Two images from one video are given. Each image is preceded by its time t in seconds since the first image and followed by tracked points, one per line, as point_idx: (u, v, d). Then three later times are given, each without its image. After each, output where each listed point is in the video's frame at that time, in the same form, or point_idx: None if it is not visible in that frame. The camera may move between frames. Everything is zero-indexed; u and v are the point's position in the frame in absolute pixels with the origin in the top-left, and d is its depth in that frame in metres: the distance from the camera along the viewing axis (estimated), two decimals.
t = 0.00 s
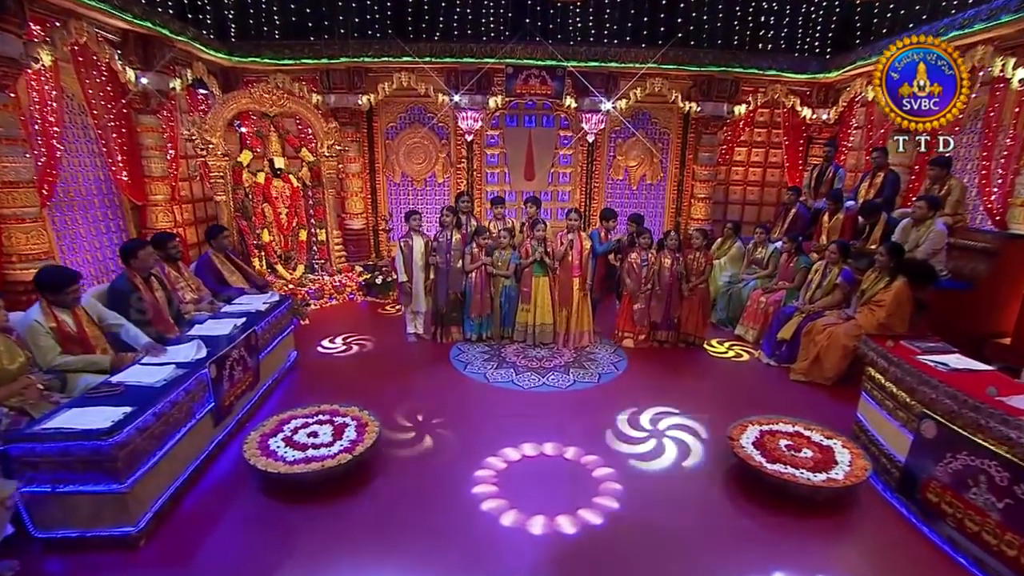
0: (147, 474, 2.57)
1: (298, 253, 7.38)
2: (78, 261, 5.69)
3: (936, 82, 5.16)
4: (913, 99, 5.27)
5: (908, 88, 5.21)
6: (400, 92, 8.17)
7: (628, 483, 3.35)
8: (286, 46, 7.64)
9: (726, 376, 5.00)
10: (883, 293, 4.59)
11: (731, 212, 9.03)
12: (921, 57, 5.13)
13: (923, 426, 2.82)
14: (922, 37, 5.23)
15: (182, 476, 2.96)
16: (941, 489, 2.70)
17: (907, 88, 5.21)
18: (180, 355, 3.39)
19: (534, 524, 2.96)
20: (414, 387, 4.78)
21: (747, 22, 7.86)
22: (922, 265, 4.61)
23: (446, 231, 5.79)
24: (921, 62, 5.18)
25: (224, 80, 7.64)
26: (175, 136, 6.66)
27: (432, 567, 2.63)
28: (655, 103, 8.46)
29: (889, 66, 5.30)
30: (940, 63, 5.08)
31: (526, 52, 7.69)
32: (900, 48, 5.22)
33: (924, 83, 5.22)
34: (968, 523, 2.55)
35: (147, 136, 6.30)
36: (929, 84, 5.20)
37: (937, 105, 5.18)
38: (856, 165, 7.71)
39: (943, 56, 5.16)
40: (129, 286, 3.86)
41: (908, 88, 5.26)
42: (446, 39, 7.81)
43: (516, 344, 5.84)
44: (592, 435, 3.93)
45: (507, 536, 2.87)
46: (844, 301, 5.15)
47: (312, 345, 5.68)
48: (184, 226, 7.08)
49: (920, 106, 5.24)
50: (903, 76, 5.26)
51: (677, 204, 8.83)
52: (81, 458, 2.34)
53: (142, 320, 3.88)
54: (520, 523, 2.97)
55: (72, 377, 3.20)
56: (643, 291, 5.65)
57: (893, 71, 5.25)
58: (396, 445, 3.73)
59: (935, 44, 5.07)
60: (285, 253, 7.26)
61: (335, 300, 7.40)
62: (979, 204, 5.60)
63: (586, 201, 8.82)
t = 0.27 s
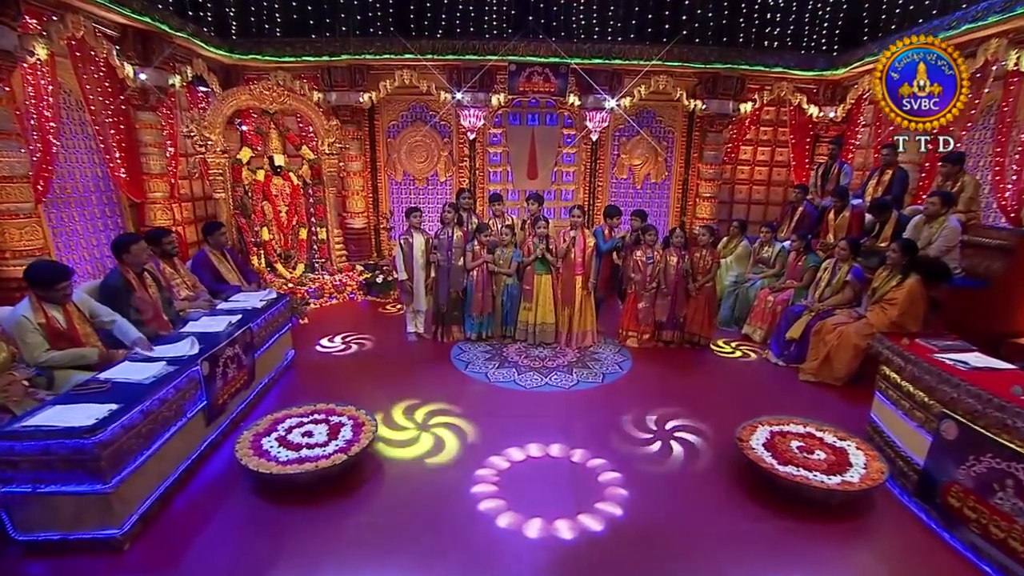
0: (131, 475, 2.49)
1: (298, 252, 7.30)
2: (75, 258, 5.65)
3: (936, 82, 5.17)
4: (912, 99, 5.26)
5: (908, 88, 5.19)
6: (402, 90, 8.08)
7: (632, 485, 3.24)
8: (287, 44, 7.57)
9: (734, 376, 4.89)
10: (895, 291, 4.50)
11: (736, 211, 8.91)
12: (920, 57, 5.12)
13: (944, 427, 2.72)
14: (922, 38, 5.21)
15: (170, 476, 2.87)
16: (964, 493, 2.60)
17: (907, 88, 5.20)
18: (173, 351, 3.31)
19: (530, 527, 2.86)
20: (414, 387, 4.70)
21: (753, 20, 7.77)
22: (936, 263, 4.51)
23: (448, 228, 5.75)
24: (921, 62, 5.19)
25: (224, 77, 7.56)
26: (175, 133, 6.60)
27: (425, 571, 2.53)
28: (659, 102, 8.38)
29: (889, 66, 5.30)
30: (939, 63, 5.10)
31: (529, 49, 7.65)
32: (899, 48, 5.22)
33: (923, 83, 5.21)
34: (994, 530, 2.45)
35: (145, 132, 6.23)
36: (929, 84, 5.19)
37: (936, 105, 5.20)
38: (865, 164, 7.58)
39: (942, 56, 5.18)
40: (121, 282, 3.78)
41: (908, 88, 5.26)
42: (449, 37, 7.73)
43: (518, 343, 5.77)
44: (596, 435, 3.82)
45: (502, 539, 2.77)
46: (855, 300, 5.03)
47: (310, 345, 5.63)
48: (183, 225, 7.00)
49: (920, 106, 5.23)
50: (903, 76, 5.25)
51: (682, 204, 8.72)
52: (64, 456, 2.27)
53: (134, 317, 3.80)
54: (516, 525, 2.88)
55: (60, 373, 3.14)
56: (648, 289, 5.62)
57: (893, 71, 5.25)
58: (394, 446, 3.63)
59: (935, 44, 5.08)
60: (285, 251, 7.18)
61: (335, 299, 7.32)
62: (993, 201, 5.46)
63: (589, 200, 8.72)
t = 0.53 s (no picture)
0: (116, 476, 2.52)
1: (298, 253, 7.23)
2: (73, 259, 5.61)
3: (936, 81, 5.13)
4: (913, 99, 5.22)
5: (908, 88, 5.16)
6: (404, 90, 7.98)
7: (637, 489, 3.14)
8: (289, 43, 7.44)
9: (741, 379, 4.81)
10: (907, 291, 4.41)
11: (742, 213, 8.77)
12: (921, 57, 5.09)
13: (965, 430, 2.64)
14: (921, 38, 5.20)
15: (160, 477, 2.90)
16: (988, 499, 2.53)
17: (907, 88, 5.15)
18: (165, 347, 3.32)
19: (526, 532, 2.78)
20: (414, 389, 4.66)
21: (758, 20, 7.70)
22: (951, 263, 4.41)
23: (449, 227, 5.70)
24: (921, 62, 5.16)
25: (224, 77, 7.47)
26: (175, 133, 6.57)
27: None
28: (663, 102, 8.28)
29: (889, 66, 5.26)
30: (940, 63, 5.08)
31: (532, 48, 7.54)
32: (900, 48, 5.18)
33: (924, 83, 5.18)
34: (1021, 538, 2.36)
35: (144, 131, 6.18)
36: (929, 84, 5.16)
37: (936, 105, 5.17)
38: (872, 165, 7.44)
39: (942, 56, 5.16)
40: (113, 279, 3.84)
41: (908, 88, 5.21)
42: (451, 37, 7.67)
43: (521, 344, 5.75)
44: (600, 437, 3.76)
45: (497, 545, 2.69)
46: (865, 300, 4.95)
47: (308, 345, 5.62)
48: (183, 226, 6.93)
49: (920, 106, 5.20)
50: (903, 76, 5.21)
51: (687, 205, 8.61)
52: (43, 458, 2.29)
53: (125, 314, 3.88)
54: (511, 530, 2.80)
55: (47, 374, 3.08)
56: (654, 290, 5.54)
57: (894, 71, 5.21)
58: (392, 448, 3.59)
59: (935, 44, 5.04)
60: (285, 252, 7.12)
61: (336, 300, 7.22)
62: (1006, 200, 5.36)
63: (593, 201, 8.62)
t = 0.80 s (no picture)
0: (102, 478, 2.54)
1: (298, 254, 7.19)
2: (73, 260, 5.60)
3: (936, 82, 5.09)
4: (913, 99, 5.17)
5: (908, 88, 5.11)
6: (406, 90, 7.92)
7: (641, 495, 3.12)
8: (290, 44, 7.39)
9: (748, 381, 4.79)
10: (918, 291, 4.40)
11: (746, 214, 8.69)
12: (921, 56, 5.05)
13: (984, 433, 2.59)
14: (921, 38, 5.16)
15: (150, 479, 2.93)
16: (1010, 506, 2.46)
17: (907, 88, 5.10)
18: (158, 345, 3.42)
19: (521, 537, 2.76)
20: (414, 390, 4.63)
21: (763, 20, 7.63)
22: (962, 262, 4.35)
23: (450, 226, 5.72)
24: (921, 62, 5.11)
25: (225, 77, 7.40)
26: (176, 134, 6.54)
27: None
28: (667, 102, 8.21)
29: (889, 66, 5.21)
30: (940, 63, 5.03)
31: (535, 49, 7.48)
32: (901, 47, 5.12)
33: (923, 83, 5.14)
34: None
35: (144, 131, 6.13)
36: (930, 84, 5.12)
37: (936, 105, 5.13)
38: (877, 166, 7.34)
39: (942, 56, 5.11)
40: (107, 278, 3.90)
41: (908, 88, 5.15)
42: (453, 37, 7.62)
43: (522, 345, 5.77)
44: (603, 440, 3.74)
45: (492, 551, 2.66)
46: (875, 300, 4.99)
47: (307, 346, 5.62)
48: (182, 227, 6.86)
49: (920, 106, 5.16)
50: (903, 76, 5.15)
51: (691, 206, 8.53)
52: (24, 458, 2.29)
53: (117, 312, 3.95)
54: (507, 533, 2.79)
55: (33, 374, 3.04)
56: (658, 291, 5.53)
57: (894, 71, 5.13)
58: (390, 451, 3.59)
59: (935, 43, 5.00)
60: (285, 253, 7.08)
61: (335, 302, 7.12)
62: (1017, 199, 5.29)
63: (596, 203, 8.55)
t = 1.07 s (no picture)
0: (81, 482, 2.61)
1: (298, 256, 7.15)
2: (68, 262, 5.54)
3: (936, 81, 5.14)
4: (913, 99, 5.23)
5: (908, 88, 5.16)
6: (408, 92, 7.86)
7: (648, 502, 3.08)
8: (293, 45, 7.27)
9: (755, 384, 4.77)
10: (931, 292, 4.36)
11: (752, 217, 8.59)
12: (921, 56, 5.10)
13: (1006, 436, 2.59)
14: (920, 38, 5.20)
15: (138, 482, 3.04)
16: None
17: (907, 88, 5.14)
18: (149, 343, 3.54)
19: (515, 543, 2.77)
20: (413, 395, 4.66)
21: (768, 21, 7.56)
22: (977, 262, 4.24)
23: (452, 227, 5.71)
24: (921, 62, 5.16)
25: (228, 79, 7.32)
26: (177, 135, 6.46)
27: None
28: (672, 104, 8.14)
29: (889, 66, 5.23)
30: (940, 63, 5.08)
31: (538, 50, 7.41)
32: (901, 48, 5.16)
33: (924, 83, 5.19)
34: None
35: (144, 131, 6.09)
36: (930, 84, 5.18)
37: (937, 105, 5.19)
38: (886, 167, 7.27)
39: (942, 56, 5.16)
40: (99, 276, 3.98)
41: (909, 88, 5.21)
42: (456, 38, 7.56)
43: (524, 348, 5.73)
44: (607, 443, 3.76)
45: (488, 559, 2.65)
46: (885, 302, 5.00)
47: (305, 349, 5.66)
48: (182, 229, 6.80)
49: (920, 106, 5.21)
50: (903, 76, 5.20)
51: (695, 209, 8.43)
52: (4, 460, 2.35)
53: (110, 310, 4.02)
54: (500, 539, 2.80)
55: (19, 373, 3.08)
56: (662, 294, 5.49)
57: (894, 71, 5.17)
58: (387, 455, 3.66)
59: (935, 43, 5.06)
60: (285, 255, 7.03)
61: (335, 305, 6.94)
62: None
63: (600, 205, 8.47)
